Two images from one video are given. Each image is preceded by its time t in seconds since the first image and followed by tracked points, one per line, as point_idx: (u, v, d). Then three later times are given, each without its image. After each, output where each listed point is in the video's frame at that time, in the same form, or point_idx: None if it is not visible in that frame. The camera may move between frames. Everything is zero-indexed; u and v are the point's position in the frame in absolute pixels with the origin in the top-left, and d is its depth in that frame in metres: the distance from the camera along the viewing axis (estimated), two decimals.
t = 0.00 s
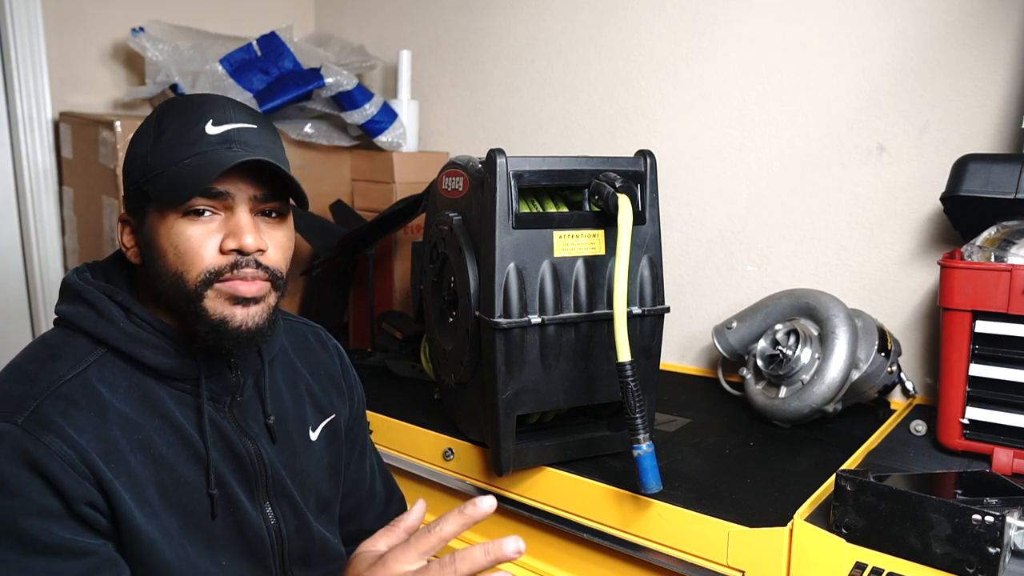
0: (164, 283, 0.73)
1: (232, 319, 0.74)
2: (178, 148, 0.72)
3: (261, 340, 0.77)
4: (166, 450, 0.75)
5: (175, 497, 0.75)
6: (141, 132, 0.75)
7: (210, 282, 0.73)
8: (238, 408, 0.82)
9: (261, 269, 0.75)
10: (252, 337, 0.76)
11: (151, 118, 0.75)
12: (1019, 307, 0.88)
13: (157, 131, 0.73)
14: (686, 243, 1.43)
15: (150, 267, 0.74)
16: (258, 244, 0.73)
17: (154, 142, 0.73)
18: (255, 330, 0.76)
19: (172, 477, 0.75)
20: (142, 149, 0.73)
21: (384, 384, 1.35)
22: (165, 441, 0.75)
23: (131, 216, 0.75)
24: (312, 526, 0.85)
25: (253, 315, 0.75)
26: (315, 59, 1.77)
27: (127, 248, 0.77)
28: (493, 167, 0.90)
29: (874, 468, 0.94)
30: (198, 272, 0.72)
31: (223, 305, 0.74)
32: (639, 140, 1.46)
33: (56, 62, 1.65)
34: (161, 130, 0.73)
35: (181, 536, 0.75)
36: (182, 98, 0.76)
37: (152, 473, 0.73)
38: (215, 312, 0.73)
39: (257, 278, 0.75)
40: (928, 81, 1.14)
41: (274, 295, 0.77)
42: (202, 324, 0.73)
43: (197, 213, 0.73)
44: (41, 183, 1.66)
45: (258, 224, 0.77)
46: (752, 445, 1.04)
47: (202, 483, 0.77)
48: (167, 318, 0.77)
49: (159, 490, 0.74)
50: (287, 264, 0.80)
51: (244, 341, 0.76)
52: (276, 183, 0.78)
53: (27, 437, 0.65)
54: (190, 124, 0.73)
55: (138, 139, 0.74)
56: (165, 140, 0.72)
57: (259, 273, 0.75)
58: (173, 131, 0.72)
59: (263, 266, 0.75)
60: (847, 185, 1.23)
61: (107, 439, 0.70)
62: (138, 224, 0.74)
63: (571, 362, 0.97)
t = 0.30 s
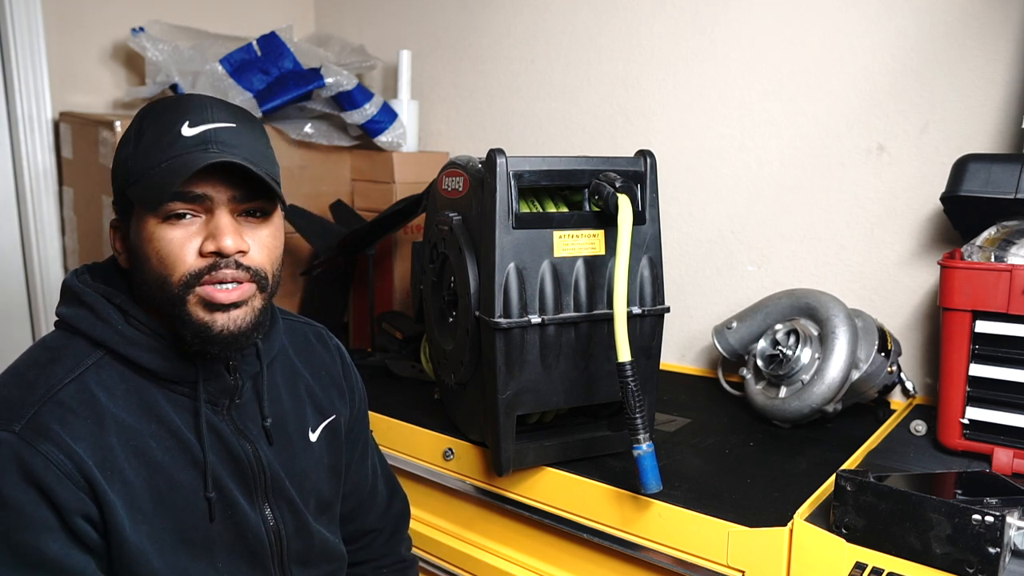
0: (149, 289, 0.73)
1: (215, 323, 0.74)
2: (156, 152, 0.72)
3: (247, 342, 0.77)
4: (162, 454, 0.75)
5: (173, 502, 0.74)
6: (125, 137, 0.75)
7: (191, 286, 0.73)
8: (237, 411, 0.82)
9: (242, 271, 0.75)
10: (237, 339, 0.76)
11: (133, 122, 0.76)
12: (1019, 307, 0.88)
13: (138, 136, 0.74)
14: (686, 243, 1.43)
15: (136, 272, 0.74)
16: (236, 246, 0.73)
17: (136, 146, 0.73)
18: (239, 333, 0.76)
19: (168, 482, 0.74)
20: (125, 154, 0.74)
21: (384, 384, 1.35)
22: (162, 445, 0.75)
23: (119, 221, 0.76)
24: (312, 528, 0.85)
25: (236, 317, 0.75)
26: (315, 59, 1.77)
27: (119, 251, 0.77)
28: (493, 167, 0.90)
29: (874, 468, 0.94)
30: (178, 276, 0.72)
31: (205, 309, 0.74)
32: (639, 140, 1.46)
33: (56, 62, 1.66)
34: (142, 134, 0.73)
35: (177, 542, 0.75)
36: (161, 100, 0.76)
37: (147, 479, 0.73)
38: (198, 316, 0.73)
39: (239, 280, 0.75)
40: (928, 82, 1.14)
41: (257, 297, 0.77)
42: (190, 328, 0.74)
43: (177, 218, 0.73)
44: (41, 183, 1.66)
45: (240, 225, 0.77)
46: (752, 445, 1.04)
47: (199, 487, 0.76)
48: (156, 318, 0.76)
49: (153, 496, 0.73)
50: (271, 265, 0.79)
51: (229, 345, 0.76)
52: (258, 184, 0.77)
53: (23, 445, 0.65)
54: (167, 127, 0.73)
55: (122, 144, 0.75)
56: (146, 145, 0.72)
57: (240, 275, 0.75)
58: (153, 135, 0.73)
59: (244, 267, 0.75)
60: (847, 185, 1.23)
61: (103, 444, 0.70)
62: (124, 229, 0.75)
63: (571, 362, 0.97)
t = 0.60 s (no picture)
0: (136, 293, 0.73)
1: (203, 325, 0.74)
2: (139, 154, 0.72)
3: (236, 342, 0.77)
4: (155, 456, 0.75)
5: (167, 504, 0.74)
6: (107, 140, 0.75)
7: (178, 290, 0.72)
8: (230, 412, 0.82)
9: (229, 272, 0.75)
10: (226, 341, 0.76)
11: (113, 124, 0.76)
12: (1019, 307, 0.88)
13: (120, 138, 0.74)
14: (686, 243, 1.43)
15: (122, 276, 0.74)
16: (223, 248, 0.73)
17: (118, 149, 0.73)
18: (228, 334, 0.76)
19: (162, 484, 0.74)
20: (107, 157, 0.74)
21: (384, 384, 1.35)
22: (155, 447, 0.75)
23: (104, 224, 0.75)
24: (308, 529, 0.85)
25: (225, 318, 0.75)
26: (315, 59, 1.77)
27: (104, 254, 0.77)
28: (493, 167, 0.90)
29: (874, 468, 0.94)
30: (165, 280, 0.72)
31: (193, 312, 0.74)
32: (639, 140, 1.46)
33: (56, 62, 1.66)
34: (123, 137, 0.73)
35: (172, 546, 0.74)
36: (141, 102, 0.76)
37: (141, 481, 0.73)
38: (186, 319, 0.73)
39: (226, 281, 0.75)
40: (928, 82, 1.14)
41: (245, 297, 0.77)
42: (179, 331, 0.74)
43: (162, 221, 0.72)
44: (41, 183, 1.66)
45: (226, 227, 0.76)
46: (752, 445, 1.04)
47: (194, 489, 0.76)
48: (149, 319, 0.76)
49: (147, 498, 0.73)
50: (260, 265, 0.79)
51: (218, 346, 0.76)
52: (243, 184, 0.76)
53: (16, 448, 0.65)
54: (149, 129, 0.73)
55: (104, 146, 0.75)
56: (129, 148, 0.72)
57: (227, 276, 0.75)
58: (135, 137, 0.73)
59: (231, 269, 0.75)
60: (847, 185, 1.23)
61: (95, 447, 0.70)
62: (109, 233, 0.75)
63: (571, 362, 0.97)
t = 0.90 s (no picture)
0: (137, 294, 0.73)
1: (209, 322, 0.74)
2: (135, 154, 0.72)
3: (241, 340, 0.77)
4: (155, 456, 0.75)
5: (167, 505, 0.74)
6: (100, 140, 0.75)
7: (181, 289, 0.73)
8: (229, 412, 0.82)
9: (232, 269, 0.75)
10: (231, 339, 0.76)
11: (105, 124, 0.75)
12: (1019, 307, 0.88)
13: (114, 138, 0.73)
14: (686, 243, 1.43)
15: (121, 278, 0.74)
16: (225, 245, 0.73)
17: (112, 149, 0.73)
18: (233, 331, 0.76)
19: (162, 484, 0.74)
20: (101, 157, 0.73)
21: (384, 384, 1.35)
22: (155, 448, 0.75)
23: (101, 227, 0.75)
24: (308, 529, 0.85)
25: (229, 315, 0.75)
26: (314, 59, 1.77)
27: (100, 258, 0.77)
28: (493, 167, 0.90)
29: (874, 468, 0.94)
30: (168, 279, 0.72)
31: (197, 310, 0.74)
32: (639, 140, 1.46)
33: (56, 62, 1.66)
34: (117, 137, 0.73)
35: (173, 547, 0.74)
36: (132, 100, 0.76)
37: (142, 481, 0.73)
38: (190, 317, 0.73)
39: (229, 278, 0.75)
40: (928, 82, 1.14)
41: (248, 294, 0.77)
42: (184, 331, 0.73)
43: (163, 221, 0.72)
44: (41, 182, 1.66)
45: (225, 224, 0.77)
46: (752, 445, 1.04)
47: (194, 489, 0.76)
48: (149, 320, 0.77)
49: (148, 497, 0.73)
50: (260, 261, 0.80)
51: (223, 344, 0.76)
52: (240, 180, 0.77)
53: (17, 449, 0.65)
54: (144, 128, 0.73)
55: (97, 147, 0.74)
56: (123, 148, 0.72)
57: (230, 273, 0.75)
58: (130, 137, 0.72)
59: (233, 265, 0.75)
60: (847, 185, 1.23)
61: (96, 448, 0.70)
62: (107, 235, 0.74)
63: (571, 362, 0.97)
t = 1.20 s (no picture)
0: (158, 297, 0.73)
1: (235, 323, 0.75)
2: (156, 156, 0.71)
3: (264, 339, 0.79)
4: (155, 459, 0.74)
5: (166, 507, 0.74)
6: (107, 140, 0.73)
7: (209, 290, 0.73)
8: (229, 413, 0.82)
9: (258, 270, 0.76)
10: (257, 338, 0.77)
11: (110, 123, 0.74)
12: (1019, 307, 0.88)
13: (127, 138, 0.72)
14: (686, 243, 1.43)
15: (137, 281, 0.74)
16: (252, 245, 0.75)
17: (128, 149, 0.72)
18: (256, 331, 0.77)
19: (162, 485, 0.74)
20: (113, 157, 0.72)
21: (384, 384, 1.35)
22: (155, 450, 0.75)
23: (112, 230, 0.74)
24: (307, 530, 0.85)
25: (254, 314, 0.77)
26: (315, 59, 1.77)
27: (109, 261, 0.76)
28: (493, 167, 0.90)
29: (874, 468, 0.94)
30: (195, 281, 0.73)
31: (224, 311, 0.75)
32: (639, 139, 1.46)
33: (56, 62, 1.65)
34: (131, 138, 0.72)
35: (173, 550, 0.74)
36: (140, 99, 0.75)
37: (142, 483, 0.73)
38: (217, 318, 0.74)
39: (253, 279, 0.76)
40: (928, 82, 1.14)
41: (269, 294, 0.79)
42: (207, 332, 0.74)
43: (188, 224, 0.73)
44: (41, 182, 1.66)
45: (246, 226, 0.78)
46: (752, 445, 1.04)
47: (194, 491, 0.76)
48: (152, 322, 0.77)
49: (148, 499, 0.73)
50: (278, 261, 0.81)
51: (246, 344, 0.77)
52: (260, 181, 0.78)
53: (17, 453, 0.65)
54: (162, 129, 0.72)
55: (105, 147, 0.73)
56: (141, 149, 0.71)
57: (255, 274, 0.76)
58: (148, 137, 0.72)
59: (259, 266, 0.76)
60: (847, 186, 1.23)
61: (95, 450, 0.70)
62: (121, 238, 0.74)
63: (571, 362, 0.97)
